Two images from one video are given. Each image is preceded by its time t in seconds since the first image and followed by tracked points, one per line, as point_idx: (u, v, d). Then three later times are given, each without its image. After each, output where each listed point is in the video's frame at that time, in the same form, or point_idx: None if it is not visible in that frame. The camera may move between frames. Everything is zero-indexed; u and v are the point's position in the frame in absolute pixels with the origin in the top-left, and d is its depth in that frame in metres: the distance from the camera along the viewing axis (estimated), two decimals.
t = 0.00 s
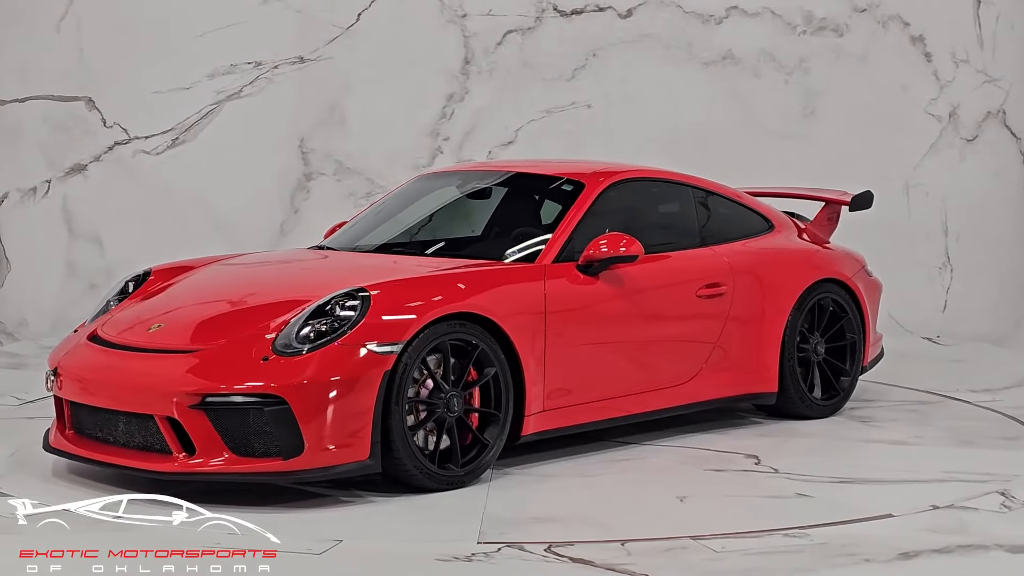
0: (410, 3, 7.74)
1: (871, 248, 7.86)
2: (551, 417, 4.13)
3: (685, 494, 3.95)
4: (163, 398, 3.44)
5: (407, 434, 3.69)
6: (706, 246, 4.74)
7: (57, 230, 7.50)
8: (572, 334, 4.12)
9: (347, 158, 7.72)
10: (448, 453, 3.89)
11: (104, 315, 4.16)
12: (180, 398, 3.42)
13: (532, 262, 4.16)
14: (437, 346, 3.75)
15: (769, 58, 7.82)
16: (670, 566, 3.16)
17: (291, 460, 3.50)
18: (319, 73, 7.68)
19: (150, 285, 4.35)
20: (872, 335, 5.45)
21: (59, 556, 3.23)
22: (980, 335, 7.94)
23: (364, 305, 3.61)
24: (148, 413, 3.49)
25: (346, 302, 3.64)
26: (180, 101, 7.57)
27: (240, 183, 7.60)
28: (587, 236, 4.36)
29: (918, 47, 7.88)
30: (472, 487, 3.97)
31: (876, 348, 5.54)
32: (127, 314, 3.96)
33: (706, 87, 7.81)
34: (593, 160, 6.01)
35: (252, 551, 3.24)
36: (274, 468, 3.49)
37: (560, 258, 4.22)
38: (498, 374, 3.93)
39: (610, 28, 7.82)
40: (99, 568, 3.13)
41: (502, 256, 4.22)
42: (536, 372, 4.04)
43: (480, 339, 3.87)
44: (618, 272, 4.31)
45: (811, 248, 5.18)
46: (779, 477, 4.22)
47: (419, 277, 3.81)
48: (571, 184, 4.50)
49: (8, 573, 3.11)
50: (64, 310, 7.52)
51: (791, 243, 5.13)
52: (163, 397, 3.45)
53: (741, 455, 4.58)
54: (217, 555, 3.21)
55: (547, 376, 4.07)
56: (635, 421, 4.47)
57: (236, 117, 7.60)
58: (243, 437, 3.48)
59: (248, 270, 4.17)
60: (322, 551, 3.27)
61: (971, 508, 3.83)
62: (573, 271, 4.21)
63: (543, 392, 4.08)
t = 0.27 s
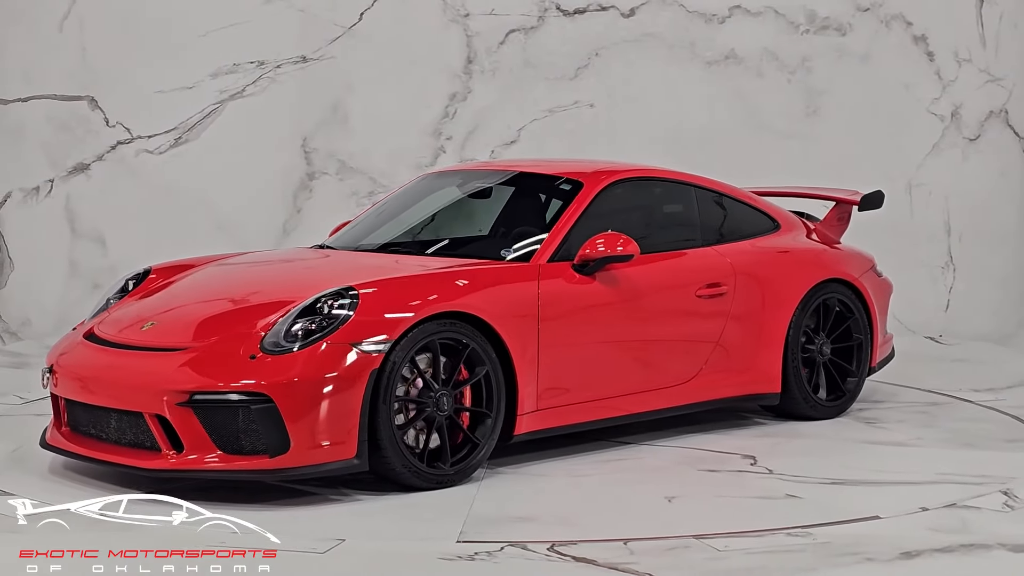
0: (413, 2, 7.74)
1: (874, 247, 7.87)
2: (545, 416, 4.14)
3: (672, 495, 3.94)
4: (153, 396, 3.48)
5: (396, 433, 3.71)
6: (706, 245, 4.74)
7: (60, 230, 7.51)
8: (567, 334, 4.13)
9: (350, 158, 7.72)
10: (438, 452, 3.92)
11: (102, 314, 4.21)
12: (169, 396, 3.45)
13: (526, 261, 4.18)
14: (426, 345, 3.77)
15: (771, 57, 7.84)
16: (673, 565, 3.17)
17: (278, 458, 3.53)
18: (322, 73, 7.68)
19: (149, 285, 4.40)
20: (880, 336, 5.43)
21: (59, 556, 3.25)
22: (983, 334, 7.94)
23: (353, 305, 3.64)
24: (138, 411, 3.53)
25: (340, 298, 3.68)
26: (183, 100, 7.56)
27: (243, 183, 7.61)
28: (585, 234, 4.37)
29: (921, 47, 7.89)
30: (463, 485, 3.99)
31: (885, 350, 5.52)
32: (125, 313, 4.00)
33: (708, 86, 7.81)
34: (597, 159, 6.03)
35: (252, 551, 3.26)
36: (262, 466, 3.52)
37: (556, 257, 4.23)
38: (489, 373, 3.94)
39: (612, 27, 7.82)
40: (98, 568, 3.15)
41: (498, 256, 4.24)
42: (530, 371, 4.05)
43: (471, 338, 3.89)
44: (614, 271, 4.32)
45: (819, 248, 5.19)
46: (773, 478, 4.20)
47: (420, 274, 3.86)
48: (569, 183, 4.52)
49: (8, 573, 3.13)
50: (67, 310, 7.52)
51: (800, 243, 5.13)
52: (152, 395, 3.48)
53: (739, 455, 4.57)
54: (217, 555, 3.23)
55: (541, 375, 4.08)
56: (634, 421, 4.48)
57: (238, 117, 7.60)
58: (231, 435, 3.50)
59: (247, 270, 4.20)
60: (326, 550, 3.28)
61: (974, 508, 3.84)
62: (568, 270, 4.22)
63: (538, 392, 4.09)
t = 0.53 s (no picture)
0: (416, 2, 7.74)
1: (877, 247, 7.87)
2: (538, 417, 4.15)
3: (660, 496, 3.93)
4: (144, 394, 3.52)
5: (385, 433, 3.73)
6: (707, 245, 4.75)
7: (62, 230, 7.51)
8: (561, 335, 4.15)
9: (352, 158, 7.72)
10: (428, 451, 3.94)
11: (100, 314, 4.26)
12: (158, 394, 3.49)
13: (520, 261, 4.21)
14: (415, 345, 3.79)
15: (774, 57, 7.84)
16: (675, 565, 3.17)
17: (265, 457, 3.56)
18: (325, 73, 7.68)
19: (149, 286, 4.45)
20: (888, 339, 5.41)
21: (58, 556, 3.26)
22: (986, 334, 7.94)
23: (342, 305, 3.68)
24: (129, 410, 3.57)
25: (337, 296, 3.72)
26: (185, 100, 7.57)
27: (246, 183, 7.61)
28: (581, 235, 4.40)
29: (923, 47, 7.90)
30: (453, 485, 4.01)
31: (894, 352, 5.50)
32: (125, 311, 4.05)
33: (711, 86, 7.81)
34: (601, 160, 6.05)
35: (252, 551, 3.27)
36: (249, 465, 3.55)
37: (552, 257, 4.26)
38: (481, 373, 3.96)
39: (615, 28, 7.83)
40: (98, 568, 3.16)
41: (493, 256, 4.26)
42: (524, 372, 4.06)
43: (461, 338, 3.90)
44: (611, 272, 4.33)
45: (827, 248, 5.19)
46: (766, 480, 4.18)
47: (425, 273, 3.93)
48: (568, 184, 4.55)
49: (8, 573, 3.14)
50: (69, 309, 7.52)
51: (808, 244, 5.14)
52: (143, 393, 3.52)
53: (735, 457, 4.55)
54: (217, 555, 3.24)
55: (535, 376, 4.09)
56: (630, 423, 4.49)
57: (241, 118, 7.61)
58: (219, 434, 3.53)
59: (246, 270, 4.24)
60: (328, 550, 3.29)
61: (977, 508, 3.84)
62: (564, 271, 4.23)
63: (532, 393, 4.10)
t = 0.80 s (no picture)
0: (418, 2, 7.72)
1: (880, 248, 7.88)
2: (531, 418, 4.19)
3: (648, 497, 3.93)
4: (134, 394, 3.59)
5: (373, 433, 3.78)
6: (708, 246, 4.76)
7: (65, 230, 7.51)
8: (554, 336, 4.18)
9: (355, 159, 7.71)
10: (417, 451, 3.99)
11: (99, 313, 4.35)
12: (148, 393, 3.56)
13: (513, 262, 4.23)
14: (405, 345, 3.84)
15: (777, 58, 7.84)
16: (677, 567, 3.16)
17: (250, 456, 3.61)
18: (327, 74, 7.66)
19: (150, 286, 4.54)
20: (896, 343, 5.37)
21: (59, 556, 3.27)
22: (988, 335, 7.96)
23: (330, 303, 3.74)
24: (119, 408, 3.65)
25: (335, 295, 3.78)
26: (188, 101, 7.56)
27: (249, 183, 7.61)
28: (576, 236, 4.42)
29: (926, 47, 7.90)
30: (444, 485, 4.06)
31: (903, 355, 5.45)
32: (125, 311, 4.13)
33: (714, 87, 7.81)
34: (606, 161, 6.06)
35: (252, 551, 3.28)
36: (234, 464, 3.61)
37: (547, 259, 4.28)
38: (472, 374, 4.00)
39: (618, 28, 7.82)
40: (99, 568, 3.17)
41: (487, 257, 4.28)
42: (516, 373, 4.10)
43: (452, 339, 3.94)
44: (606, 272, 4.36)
45: (834, 250, 5.17)
46: (758, 483, 4.16)
47: (427, 271, 4.02)
48: (565, 185, 4.56)
49: (8, 573, 3.15)
50: (72, 310, 7.53)
51: (816, 246, 5.13)
52: (134, 392, 3.60)
53: (731, 459, 4.54)
54: (217, 555, 3.25)
55: (527, 378, 4.13)
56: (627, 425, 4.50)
57: (245, 119, 7.60)
58: (206, 433, 3.60)
59: (245, 271, 4.30)
60: (331, 551, 3.29)
61: (980, 509, 3.84)
62: (559, 272, 4.26)
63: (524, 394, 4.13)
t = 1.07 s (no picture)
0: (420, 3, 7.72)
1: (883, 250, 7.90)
2: (526, 419, 4.20)
3: (635, 500, 3.91)
4: (125, 393, 3.66)
5: (361, 433, 3.82)
6: (710, 248, 4.76)
7: (68, 231, 7.51)
8: (549, 337, 4.19)
9: (358, 160, 7.72)
10: (408, 452, 4.03)
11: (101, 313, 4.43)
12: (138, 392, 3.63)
13: (508, 263, 4.26)
14: (395, 346, 3.88)
15: (780, 59, 7.85)
16: (679, 569, 3.16)
17: (237, 456, 3.65)
18: (330, 75, 7.66)
19: (152, 285, 4.61)
20: (903, 344, 5.35)
21: (58, 556, 3.27)
22: (990, 337, 8.02)
23: (317, 303, 3.78)
24: (111, 407, 3.71)
25: (333, 294, 3.82)
26: (190, 102, 7.54)
27: (251, 185, 7.61)
28: (573, 236, 4.44)
29: (929, 48, 7.93)
30: (434, 486, 4.09)
31: (911, 357, 5.44)
32: (126, 310, 4.18)
33: (716, 88, 7.82)
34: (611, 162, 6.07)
35: (253, 551, 3.29)
36: (221, 464, 3.65)
37: (542, 260, 4.30)
38: (463, 374, 4.03)
39: (620, 29, 7.82)
40: (99, 568, 3.17)
41: (482, 258, 4.31)
42: (509, 374, 4.12)
43: (442, 340, 3.97)
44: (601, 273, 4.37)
45: (841, 252, 5.16)
46: (750, 486, 4.14)
47: (429, 271, 4.06)
48: (564, 185, 4.57)
49: (8, 573, 3.15)
50: (75, 311, 7.54)
51: (823, 247, 5.13)
52: (126, 391, 3.66)
53: (727, 462, 4.53)
54: (217, 555, 3.26)
55: (521, 379, 4.15)
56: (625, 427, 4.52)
57: (247, 120, 7.59)
58: (194, 432, 3.65)
59: (244, 271, 4.34)
60: (333, 552, 3.29)
61: (982, 511, 3.84)
62: (554, 273, 4.28)
63: (517, 395, 4.16)
